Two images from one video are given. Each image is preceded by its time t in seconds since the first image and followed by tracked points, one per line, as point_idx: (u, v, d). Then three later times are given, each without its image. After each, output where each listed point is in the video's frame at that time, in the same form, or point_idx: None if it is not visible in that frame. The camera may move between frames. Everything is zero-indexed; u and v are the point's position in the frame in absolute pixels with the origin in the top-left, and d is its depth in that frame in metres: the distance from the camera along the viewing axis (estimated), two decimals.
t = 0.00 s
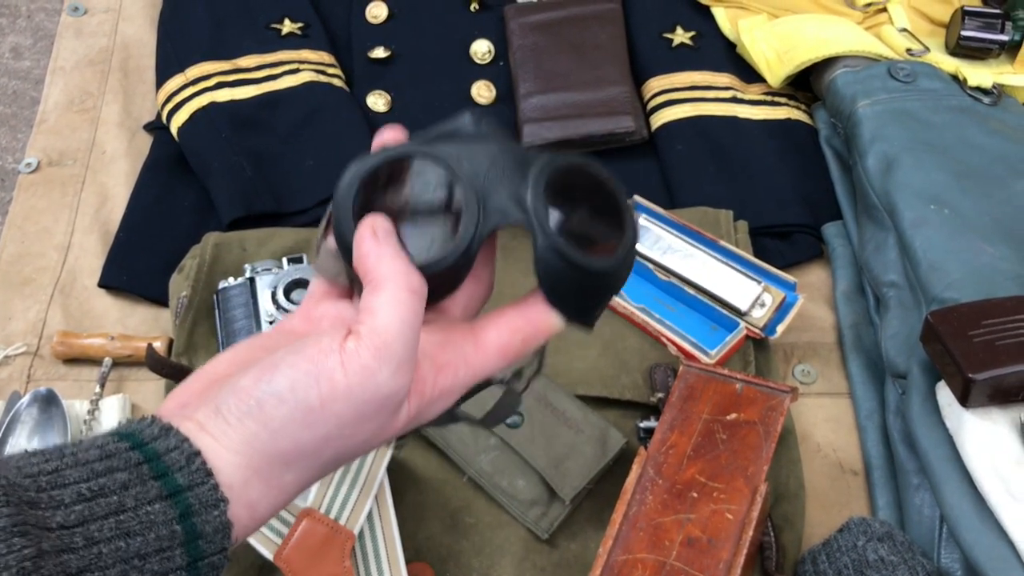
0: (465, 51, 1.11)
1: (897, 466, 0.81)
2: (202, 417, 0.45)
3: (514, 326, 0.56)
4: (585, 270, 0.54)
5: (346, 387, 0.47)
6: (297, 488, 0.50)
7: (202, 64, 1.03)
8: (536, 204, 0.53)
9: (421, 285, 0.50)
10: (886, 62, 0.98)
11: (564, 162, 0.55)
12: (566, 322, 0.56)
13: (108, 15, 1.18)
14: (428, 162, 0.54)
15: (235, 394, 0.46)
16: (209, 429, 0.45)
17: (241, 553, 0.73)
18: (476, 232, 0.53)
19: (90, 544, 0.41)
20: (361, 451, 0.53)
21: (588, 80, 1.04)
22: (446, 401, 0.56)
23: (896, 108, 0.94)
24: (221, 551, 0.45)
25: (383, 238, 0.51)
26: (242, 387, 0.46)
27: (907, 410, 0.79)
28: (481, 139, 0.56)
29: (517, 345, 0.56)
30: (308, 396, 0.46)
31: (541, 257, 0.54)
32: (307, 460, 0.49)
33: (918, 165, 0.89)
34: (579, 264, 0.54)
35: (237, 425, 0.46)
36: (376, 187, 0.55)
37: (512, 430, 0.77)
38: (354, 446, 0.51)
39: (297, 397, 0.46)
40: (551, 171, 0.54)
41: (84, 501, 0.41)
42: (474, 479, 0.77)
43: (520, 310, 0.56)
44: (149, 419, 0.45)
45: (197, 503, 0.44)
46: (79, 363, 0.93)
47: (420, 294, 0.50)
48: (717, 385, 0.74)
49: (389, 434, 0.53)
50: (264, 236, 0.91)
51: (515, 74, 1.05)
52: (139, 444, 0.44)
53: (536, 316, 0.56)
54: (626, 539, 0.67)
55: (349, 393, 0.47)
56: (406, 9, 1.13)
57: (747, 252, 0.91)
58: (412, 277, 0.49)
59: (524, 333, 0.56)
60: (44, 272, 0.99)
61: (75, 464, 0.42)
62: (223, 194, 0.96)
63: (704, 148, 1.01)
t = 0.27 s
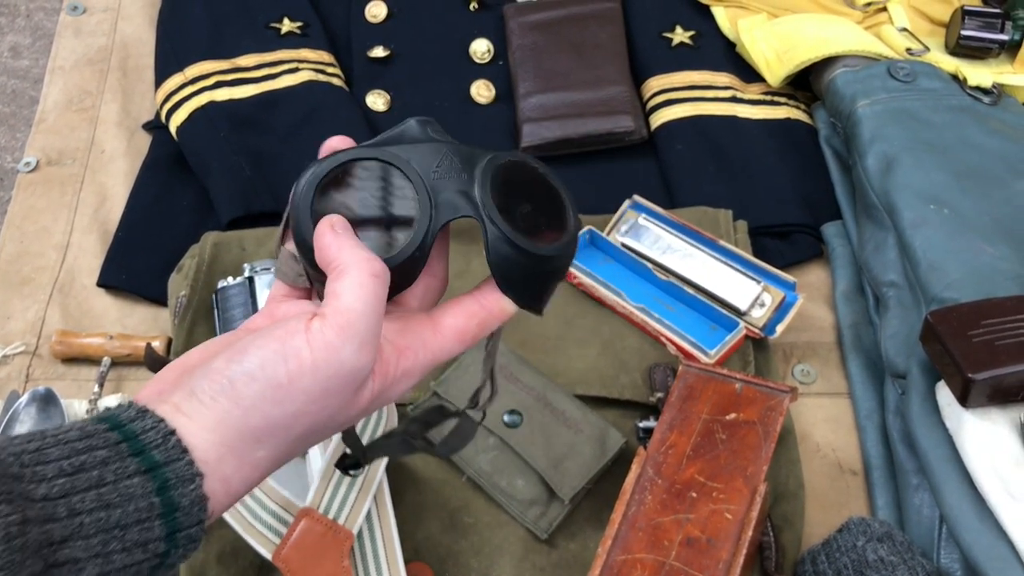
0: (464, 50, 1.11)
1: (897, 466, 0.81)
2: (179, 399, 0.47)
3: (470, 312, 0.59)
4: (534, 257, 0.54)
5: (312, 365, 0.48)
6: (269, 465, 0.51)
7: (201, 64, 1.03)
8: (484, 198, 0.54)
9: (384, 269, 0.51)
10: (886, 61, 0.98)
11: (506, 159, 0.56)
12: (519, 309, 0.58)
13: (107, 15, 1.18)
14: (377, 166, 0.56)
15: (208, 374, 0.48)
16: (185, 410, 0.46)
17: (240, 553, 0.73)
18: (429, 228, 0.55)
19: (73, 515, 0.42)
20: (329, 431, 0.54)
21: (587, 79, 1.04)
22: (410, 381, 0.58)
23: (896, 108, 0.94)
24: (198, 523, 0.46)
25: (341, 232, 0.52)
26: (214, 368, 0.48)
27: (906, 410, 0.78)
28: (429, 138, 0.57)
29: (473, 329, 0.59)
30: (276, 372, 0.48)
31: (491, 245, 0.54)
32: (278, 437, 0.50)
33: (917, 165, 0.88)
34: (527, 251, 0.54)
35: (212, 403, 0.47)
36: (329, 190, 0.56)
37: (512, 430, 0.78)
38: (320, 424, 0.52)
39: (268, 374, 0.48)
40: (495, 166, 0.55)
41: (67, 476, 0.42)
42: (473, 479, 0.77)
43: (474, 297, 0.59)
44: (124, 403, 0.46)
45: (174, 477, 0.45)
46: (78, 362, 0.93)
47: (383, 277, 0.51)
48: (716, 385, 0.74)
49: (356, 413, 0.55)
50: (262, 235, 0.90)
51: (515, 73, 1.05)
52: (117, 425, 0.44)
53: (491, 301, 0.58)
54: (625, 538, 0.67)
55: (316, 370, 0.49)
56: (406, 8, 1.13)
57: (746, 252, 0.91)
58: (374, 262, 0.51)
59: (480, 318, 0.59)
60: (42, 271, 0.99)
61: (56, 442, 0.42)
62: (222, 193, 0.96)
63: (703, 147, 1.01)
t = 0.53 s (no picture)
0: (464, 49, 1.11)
1: (898, 465, 0.81)
2: (224, 258, 0.51)
3: (542, 110, 0.60)
4: (600, 37, 0.53)
5: (368, 199, 0.50)
6: (329, 321, 0.56)
7: (201, 62, 1.03)
8: None
9: (438, 93, 0.51)
10: (886, 60, 0.98)
11: None
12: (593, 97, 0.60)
13: (107, 13, 1.18)
14: None
15: (253, 234, 0.51)
16: (231, 271, 0.51)
17: (241, 552, 0.73)
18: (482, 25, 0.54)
19: (116, 398, 0.46)
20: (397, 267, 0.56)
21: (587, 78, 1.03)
22: (479, 199, 0.61)
23: (896, 106, 0.94)
24: (255, 393, 0.50)
25: (378, 48, 0.52)
26: (259, 228, 0.51)
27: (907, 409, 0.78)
28: None
29: (546, 129, 0.61)
30: (322, 232, 0.50)
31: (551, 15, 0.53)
32: (345, 266, 0.52)
33: (917, 163, 0.88)
34: (593, 31, 0.53)
35: (258, 268, 0.51)
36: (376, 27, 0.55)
37: (512, 429, 0.78)
38: (384, 267, 0.55)
39: (313, 234, 0.51)
40: None
41: (107, 355, 0.46)
42: (473, 478, 0.77)
43: (547, 95, 0.60)
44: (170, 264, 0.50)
45: (221, 347, 0.48)
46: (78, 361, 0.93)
47: (437, 103, 0.51)
48: (716, 384, 0.74)
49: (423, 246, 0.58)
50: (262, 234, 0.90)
51: (514, 72, 1.05)
52: (161, 289, 0.48)
53: (569, 97, 0.60)
54: (625, 538, 0.67)
55: (364, 221, 0.50)
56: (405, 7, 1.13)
57: (746, 251, 0.90)
58: (426, 86, 0.50)
59: (551, 118, 0.61)
60: (42, 270, 0.99)
61: (96, 316, 0.46)
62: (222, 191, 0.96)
63: (704, 146, 1.01)
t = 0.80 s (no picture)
0: (462, 48, 1.11)
1: (895, 464, 0.81)
2: (274, 339, 0.48)
3: (554, 239, 0.59)
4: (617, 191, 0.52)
5: (403, 313, 0.48)
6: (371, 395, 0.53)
7: (199, 61, 1.03)
8: (570, 119, 0.50)
9: (474, 214, 0.49)
10: (885, 59, 0.98)
11: (597, 84, 0.51)
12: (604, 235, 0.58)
13: (105, 12, 1.18)
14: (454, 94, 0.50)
15: (302, 318, 0.48)
16: (280, 351, 0.48)
17: (239, 551, 0.73)
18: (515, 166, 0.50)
19: (176, 452, 0.43)
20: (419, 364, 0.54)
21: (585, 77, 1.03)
22: (494, 310, 0.58)
23: (894, 106, 0.94)
24: (293, 460, 0.47)
25: (429, 172, 0.50)
26: (309, 313, 0.48)
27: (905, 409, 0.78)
28: (513, 62, 0.51)
29: (556, 256, 0.59)
30: (368, 322, 0.48)
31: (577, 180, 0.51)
32: (373, 376, 0.51)
33: (916, 163, 0.88)
34: (610, 186, 0.51)
35: (305, 348, 0.48)
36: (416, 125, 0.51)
37: (511, 428, 0.78)
38: (409, 364, 0.53)
39: (360, 323, 0.48)
40: (586, 97, 0.51)
41: (170, 414, 0.43)
42: (471, 477, 0.77)
43: (558, 225, 0.59)
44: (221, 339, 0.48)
45: (268, 416, 0.46)
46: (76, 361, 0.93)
47: (473, 222, 0.49)
48: (714, 384, 0.74)
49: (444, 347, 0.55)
50: (259, 234, 0.90)
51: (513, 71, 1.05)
52: (216, 361, 0.46)
53: (578, 233, 0.59)
54: (623, 537, 0.67)
55: (407, 318, 0.48)
56: (404, 7, 1.13)
57: (745, 250, 0.90)
58: (466, 207, 0.49)
59: (563, 245, 0.59)
60: (41, 270, 0.99)
61: (160, 380, 0.44)
62: (220, 191, 0.96)
63: (702, 145, 1.01)
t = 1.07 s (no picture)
0: (461, 48, 1.11)
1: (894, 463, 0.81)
2: (264, 380, 0.48)
3: (543, 293, 0.57)
4: (611, 250, 0.52)
5: (392, 359, 0.47)
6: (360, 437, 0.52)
7: (197, 61, 1.03)
8: (566, 181, 0.51)
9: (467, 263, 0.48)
10: (883, 58, 0.98)
11: (593, 145, 0.52)
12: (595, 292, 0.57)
13: (103, 12, 1.18)
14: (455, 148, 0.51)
15: (292, 362, 0.48)
16: (270, 393, 0.47)
17: (237, 551, 0.73)
18: (510, 219, 0.51)
19: (163, 489, 0.43)
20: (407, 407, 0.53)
21: (583, 77, 1.03)
22: (481, 360, 0.58)
23: (893, 104, 0.94)
24: (278, 501, 0.47)
25: (425, 222, 0.49)
26: (299, 356, 0.48)
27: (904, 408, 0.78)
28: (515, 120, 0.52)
29: (546, 311, 0.58)
30: (357, 368, 0.47)
31: (569, 238, 0.52)
32: (360, 420, 0.50)
33: (915, 162, 0.88)
34: (604, 246, 0.52)
35: (295, 390, 0.47)
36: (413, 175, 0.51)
37: (508, 428, 0.78)
38: (397, 408, 0.52)
39: (349, 367, 0.48)
40: (584, 156, 0.52)
41: (159, 451, 0.43)
42: (470, 476, 0.77)
43: (548, 277, 0.57)
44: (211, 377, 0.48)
45: (256, 457, 0.46)
46: (75, 361, 0.93)
47: (466, 272, 0.48)
48: (712, 382, 0.74)
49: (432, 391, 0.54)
50: (258, 233, 0.90)
51: (511, 70, 1.05)
52: (207, 401, 0.46)
53: (567, 288, 0.57)
54: (622, 536, 0.67)
55: (395, 363, 0.47)
56: (402, 6, 1.13)
57: (743, 249, 0.90)
58: (459, 258, 0.48)
59: (551, 300, 0.57)
60: (39, 270, 0.99)
61: (150, 417, 0.44)
62: (218, 190, 0.95)
63: (701, 144, 1.01)
